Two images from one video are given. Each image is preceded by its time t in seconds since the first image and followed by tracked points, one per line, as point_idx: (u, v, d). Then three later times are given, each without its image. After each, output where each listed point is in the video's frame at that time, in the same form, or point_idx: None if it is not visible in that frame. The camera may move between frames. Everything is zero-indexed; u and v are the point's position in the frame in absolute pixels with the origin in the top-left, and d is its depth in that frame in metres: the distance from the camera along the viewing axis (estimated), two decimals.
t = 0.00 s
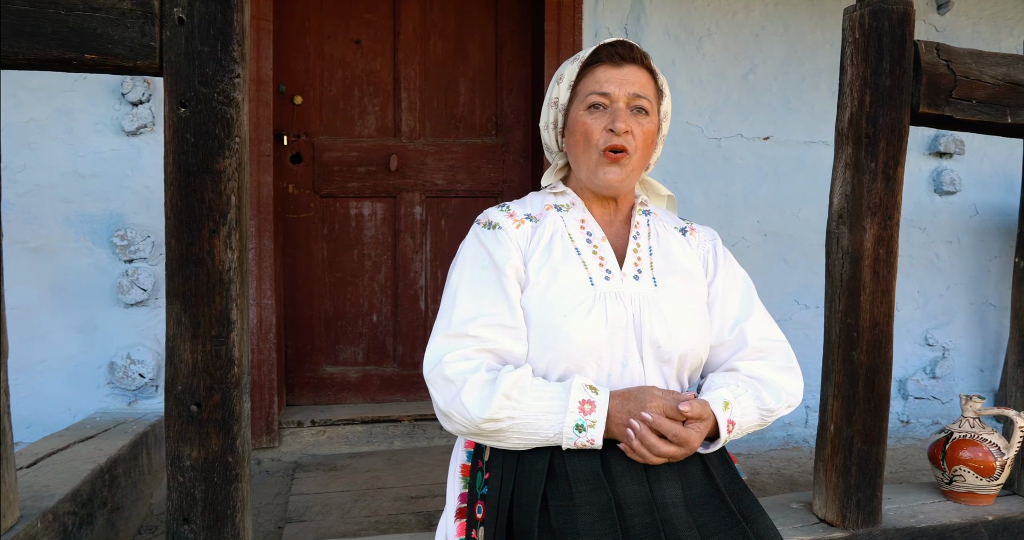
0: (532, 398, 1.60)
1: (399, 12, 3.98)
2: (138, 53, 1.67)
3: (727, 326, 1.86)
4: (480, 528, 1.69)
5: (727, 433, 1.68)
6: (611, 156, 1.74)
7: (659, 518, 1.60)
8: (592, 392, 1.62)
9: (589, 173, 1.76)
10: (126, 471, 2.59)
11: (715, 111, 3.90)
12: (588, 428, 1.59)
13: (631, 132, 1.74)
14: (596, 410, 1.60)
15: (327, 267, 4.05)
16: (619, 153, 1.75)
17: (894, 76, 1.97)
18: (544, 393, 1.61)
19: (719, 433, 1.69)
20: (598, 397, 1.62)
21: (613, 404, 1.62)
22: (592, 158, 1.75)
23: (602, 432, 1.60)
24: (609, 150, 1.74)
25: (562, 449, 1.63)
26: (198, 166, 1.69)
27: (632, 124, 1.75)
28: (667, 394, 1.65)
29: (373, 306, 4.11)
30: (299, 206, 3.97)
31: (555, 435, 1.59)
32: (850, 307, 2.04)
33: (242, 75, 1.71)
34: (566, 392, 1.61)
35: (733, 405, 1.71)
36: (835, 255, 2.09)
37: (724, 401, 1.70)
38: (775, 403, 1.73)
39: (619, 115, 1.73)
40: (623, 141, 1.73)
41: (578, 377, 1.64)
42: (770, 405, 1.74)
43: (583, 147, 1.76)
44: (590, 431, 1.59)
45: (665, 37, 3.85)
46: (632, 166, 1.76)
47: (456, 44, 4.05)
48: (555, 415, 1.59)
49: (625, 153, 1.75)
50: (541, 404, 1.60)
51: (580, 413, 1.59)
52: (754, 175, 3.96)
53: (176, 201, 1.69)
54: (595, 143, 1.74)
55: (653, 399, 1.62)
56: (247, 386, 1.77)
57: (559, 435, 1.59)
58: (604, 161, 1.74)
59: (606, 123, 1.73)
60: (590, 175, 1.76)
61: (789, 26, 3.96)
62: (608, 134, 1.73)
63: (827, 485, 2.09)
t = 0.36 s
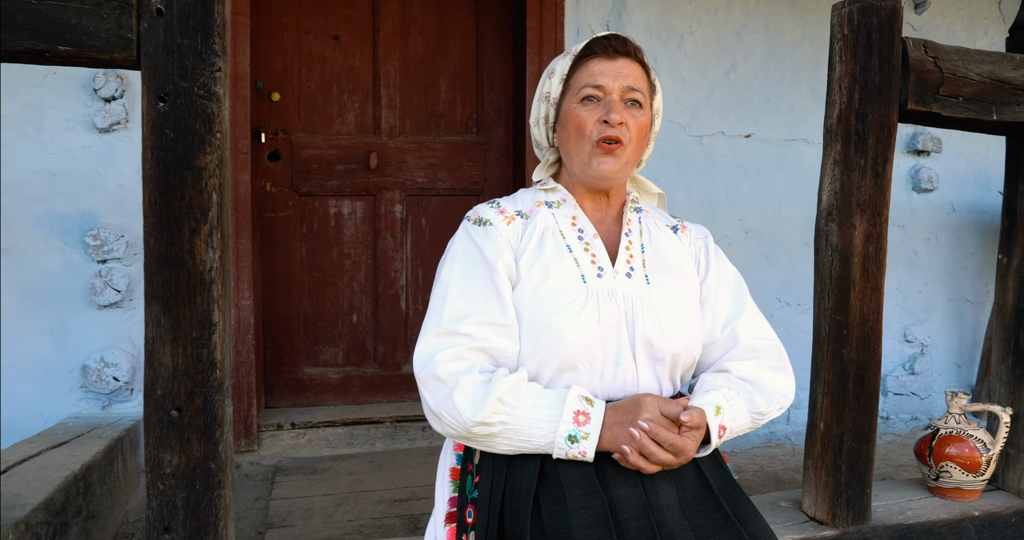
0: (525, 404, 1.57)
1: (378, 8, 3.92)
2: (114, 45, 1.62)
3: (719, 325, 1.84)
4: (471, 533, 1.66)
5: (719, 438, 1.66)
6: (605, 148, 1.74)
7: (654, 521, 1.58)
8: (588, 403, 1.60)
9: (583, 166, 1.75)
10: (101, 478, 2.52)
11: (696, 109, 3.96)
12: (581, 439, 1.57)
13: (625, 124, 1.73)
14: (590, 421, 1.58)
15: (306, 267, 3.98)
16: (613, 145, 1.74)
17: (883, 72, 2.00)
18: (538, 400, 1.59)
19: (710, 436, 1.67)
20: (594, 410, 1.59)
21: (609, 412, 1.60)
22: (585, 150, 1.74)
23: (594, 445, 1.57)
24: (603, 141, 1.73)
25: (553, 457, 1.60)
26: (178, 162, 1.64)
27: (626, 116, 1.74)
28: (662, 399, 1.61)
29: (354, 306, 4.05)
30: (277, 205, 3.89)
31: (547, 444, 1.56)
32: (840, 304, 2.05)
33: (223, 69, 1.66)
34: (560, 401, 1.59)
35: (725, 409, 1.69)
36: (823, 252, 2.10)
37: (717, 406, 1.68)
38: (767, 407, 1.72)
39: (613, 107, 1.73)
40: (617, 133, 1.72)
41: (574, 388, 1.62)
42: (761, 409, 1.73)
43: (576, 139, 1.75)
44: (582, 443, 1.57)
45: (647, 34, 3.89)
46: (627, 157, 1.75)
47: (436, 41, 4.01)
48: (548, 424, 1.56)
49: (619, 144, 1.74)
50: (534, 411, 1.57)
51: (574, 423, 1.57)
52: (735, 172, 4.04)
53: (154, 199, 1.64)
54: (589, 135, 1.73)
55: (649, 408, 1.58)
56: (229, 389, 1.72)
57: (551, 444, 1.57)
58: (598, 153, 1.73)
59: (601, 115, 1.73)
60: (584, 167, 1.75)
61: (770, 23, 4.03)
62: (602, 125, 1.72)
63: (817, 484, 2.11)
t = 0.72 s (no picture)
0: (519, 404, 1.53)
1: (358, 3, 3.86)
2: (87, 34, 1.55)
3: (713, 327, 1.83)
4: None
5: (713, 441, 1.63)
6: (601, 143, 1.72)
7: (651, 525, 1.55)
8: (582, 406, 1.56)
9: (578, 161, 1.74)
10: (72, 486, 2.44)
11: (679, 108, 3.98)
12: (575, 441, 1.52)
13: (621, 119, 1.72)
14: (585, 423, 1.53)
15: (284, 267, 3.90)
16: (609, 140, 1.73)
17: (874, 70, 2.01)
18: (532, 402, 1.54)
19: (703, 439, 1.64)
20: (589, 413, 1.55)
21: (605, 412, 1.55)
22: (580, 145, 1.73)
23: (590, 446, 1.52)
24: (599, 136, 1.72)
25: (546, 462, 1.55)
26: (156, 157, 1.58)
27: (622, 111, 1.73)
28: (656, 393, 1.58)
29: (333, 307, 3.97)
30: (254, 203, 3.81)
31: (540, 446, 1.52)
32: (831, 304, 2.07)
33: (203, 61, 1.60)
34: (555, 403, 1.55)
35: (720, 412, 1.67)
36: (815, 251, 2.11)
37: (711, 407, 1.66)
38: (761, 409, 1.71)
39: (608, 102, 1.72)
40: (613, 128, 1.71)
41: (569, 391, 1.58)
42: (755, 412, 1.72)
43: (571, 134, 1.73)
44: (576, 445, 1.52)
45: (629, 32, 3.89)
46: (623, 153, 1.73)
47: (417, 37, 3.95)
48: (542, 426, 1.52)
49: (615, 140, 1.73)
50: (528, 412, 1.53)
51: (568, 425, 1.52)
52: (716, 171, 4.06)
53: (131, 195, 1.58)
54: (584, 130, 1.72)
55: (643, 402, 1.54)
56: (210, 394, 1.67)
57: (544, 447, 1.52)
58: (594, 148, 1.72)
59: (596, 110, 1.72)
60: (579, 163, 1.74)
61: (751, 22, 4.05)
62: (598, 120, 1.71)
63: (809, 485, 2.14)
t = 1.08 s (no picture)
0: (523, 412, 1.49)
1: None
2: (71, 27, 1.49)
3: (717, 331, 1.81)
4: None
5: (720, 449, 1.60)
6: (607, 146, 1.68)
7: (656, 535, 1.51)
8: (588, 413, 1.52)
9: (583, 164, 1.70)
10: (51, 496, 2.39)
11: (669, 108, 3.96)
12: (580, 450, 1.48)
13: (628, 123, 1.68)
14: (591, 431, 1.49)
15: (270, 269, 3.82)
16: (615, 143, 1.69)
17: (875, 70, 2.00)
18: (535, 408, 1.50)
19: (709, 447, 1.60)
20: (595, 421, 1.51)
21: (611, 419, 1.52)
22: (586, 147, 1.69)
23: (595, 455, 1.49)
24: (605, 140, 1.68)
25: (549, 471, 1.51)
26: (143, 156, 1.52)
27: (629, 115, 1.69)
28: (663, 400, 1.55)
29: (319, 310, 3.91)
30: (238, 204, 3.73)
31: (544, 455, 1.48)
32: (832, 306, 2.06)
33: (192, 56, 1.54)
34: (559, 410, 1.51)
35: (727, 420, 1.64)
36: (815, 253, 2.10)
37: (718, 415, 1.63)
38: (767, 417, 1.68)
39: (616, 105, 1.68)
40: (620, 132, 1.67)
41: (574, 398, 1.54)
42: (760, 420, 1.69)
43: (576, 136, 1.69)
44: (581, 454, 1.48)
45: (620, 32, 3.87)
46: (629, 157, 1.70)
47: (405, 35, 3.89)
48: (546, 434, 1.48)
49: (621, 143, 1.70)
50: (531, 420, 1.49)
51: (573, 433, 1.48)
52: (707, 172, 4.05)
53: (117, 195, 1.52)
54: (590, 133, 1.68)
55: (649, 408, 1.51)
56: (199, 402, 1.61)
57: (548, 456, 1.48)
58: (600, 152, 1.68)
59: (603, 113, 1.68)
60: (584, 166, 1.70)
61: (740, 23, 4.04)
62: (605, 123, 1.67)
63: (809, 489, 2.15)
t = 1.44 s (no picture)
0: (525, 419, 1.44)
1: None
2: (52, 17, 1.43)
3: (720, 332, 1.77)
4: None
5: (726, 454, 1.56)
6: (604, 144, 1.62)
7: None
8: (591, 420, 1.47)
9: (579, 163, 1.64)
10: (30, 506, 2.32)
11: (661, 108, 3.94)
12: (585, 458, 1.43)
13: (626, 120, 1.62)
14: (595, 439, 1.45)
15: (255, 271, 3.75)
16: (613, 141, 1.63)
17: (878, 68, 1.99)
18: (537, 415, 1.45)
19: (715, 453, 1.56)
20: (599, 427, 1.46)
21: (615, 425, 1.47)
22: (582, 146, 1.63)
23: (600, 463, 1.44)
24: (602, 138, 1.62)
25: (553, 478, 1.46)
26: (128, 153, 1.46)
27: (628, 111, 1.64)
28: (670, 405, 1.50)
29: (306, 312, 3.84)
30: (223, 204, 3.65)
31: (547, 463, 1.43)
32: (834, 307, 2.04)
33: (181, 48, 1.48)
34: (562, 416, 1.46)
35: (732, 423, 1.60)
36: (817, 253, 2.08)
37: (723, 419, 1.60)
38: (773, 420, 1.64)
39: (613, 101, 1.62)
40: (618, 129, 1.61)
41: (577, 404, 1.49)
42: (766, 422, 1.66)
43: (572, 134, 1.64)
44: (586, 462, 1.43)
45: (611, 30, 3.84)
46: (627, 155, 1.64)
47: (393, 32, 3.83)
48: (549, 441, 1.43)
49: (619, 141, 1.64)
50: (534, 427, 1.44)
51: (578, 440, 1.44)
52: (698, 172, 4.02)
53: (100, 193, 1.46)
54: (586, 131, 1.62)
55: (656, 414, 1.46)
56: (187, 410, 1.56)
57: (552, 464, 1.43)
58: (597, 150, 1.62)
59: (600, 110, 1.62)
60: (581, 165, 1.64)
61: (731, 22, 4.03)
62: (602, 121, 1.62)
63: (810, 493, 2.12)
